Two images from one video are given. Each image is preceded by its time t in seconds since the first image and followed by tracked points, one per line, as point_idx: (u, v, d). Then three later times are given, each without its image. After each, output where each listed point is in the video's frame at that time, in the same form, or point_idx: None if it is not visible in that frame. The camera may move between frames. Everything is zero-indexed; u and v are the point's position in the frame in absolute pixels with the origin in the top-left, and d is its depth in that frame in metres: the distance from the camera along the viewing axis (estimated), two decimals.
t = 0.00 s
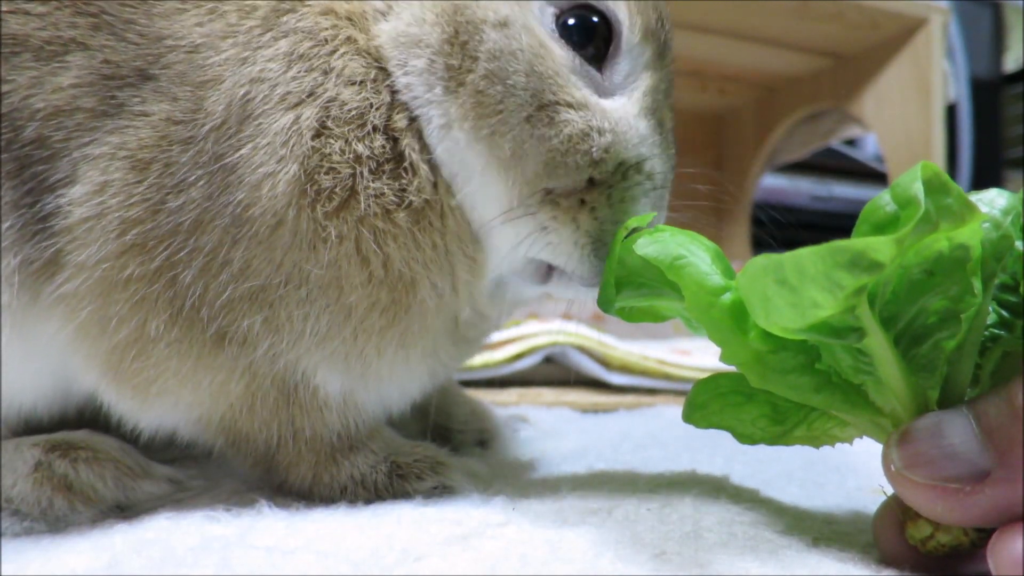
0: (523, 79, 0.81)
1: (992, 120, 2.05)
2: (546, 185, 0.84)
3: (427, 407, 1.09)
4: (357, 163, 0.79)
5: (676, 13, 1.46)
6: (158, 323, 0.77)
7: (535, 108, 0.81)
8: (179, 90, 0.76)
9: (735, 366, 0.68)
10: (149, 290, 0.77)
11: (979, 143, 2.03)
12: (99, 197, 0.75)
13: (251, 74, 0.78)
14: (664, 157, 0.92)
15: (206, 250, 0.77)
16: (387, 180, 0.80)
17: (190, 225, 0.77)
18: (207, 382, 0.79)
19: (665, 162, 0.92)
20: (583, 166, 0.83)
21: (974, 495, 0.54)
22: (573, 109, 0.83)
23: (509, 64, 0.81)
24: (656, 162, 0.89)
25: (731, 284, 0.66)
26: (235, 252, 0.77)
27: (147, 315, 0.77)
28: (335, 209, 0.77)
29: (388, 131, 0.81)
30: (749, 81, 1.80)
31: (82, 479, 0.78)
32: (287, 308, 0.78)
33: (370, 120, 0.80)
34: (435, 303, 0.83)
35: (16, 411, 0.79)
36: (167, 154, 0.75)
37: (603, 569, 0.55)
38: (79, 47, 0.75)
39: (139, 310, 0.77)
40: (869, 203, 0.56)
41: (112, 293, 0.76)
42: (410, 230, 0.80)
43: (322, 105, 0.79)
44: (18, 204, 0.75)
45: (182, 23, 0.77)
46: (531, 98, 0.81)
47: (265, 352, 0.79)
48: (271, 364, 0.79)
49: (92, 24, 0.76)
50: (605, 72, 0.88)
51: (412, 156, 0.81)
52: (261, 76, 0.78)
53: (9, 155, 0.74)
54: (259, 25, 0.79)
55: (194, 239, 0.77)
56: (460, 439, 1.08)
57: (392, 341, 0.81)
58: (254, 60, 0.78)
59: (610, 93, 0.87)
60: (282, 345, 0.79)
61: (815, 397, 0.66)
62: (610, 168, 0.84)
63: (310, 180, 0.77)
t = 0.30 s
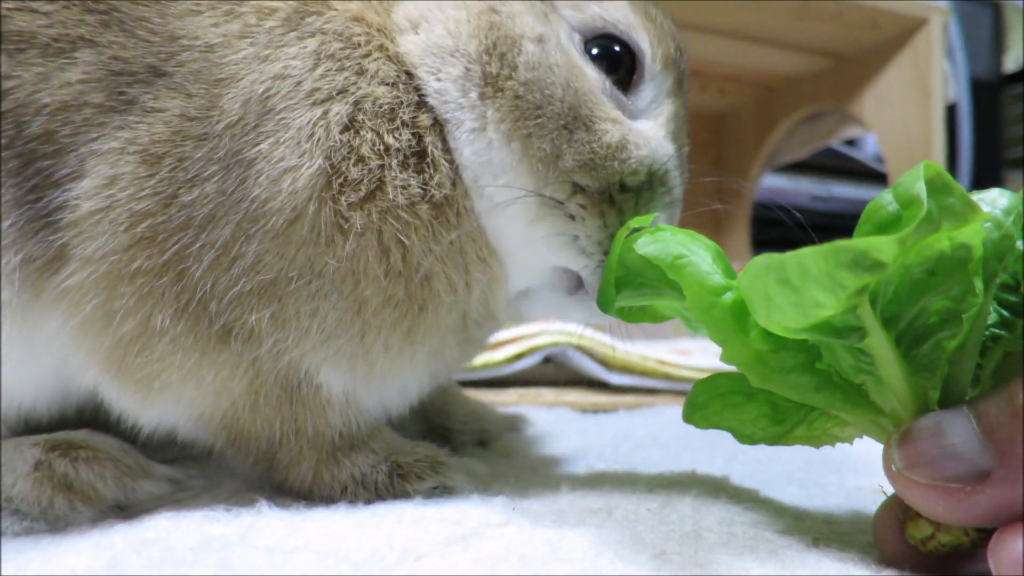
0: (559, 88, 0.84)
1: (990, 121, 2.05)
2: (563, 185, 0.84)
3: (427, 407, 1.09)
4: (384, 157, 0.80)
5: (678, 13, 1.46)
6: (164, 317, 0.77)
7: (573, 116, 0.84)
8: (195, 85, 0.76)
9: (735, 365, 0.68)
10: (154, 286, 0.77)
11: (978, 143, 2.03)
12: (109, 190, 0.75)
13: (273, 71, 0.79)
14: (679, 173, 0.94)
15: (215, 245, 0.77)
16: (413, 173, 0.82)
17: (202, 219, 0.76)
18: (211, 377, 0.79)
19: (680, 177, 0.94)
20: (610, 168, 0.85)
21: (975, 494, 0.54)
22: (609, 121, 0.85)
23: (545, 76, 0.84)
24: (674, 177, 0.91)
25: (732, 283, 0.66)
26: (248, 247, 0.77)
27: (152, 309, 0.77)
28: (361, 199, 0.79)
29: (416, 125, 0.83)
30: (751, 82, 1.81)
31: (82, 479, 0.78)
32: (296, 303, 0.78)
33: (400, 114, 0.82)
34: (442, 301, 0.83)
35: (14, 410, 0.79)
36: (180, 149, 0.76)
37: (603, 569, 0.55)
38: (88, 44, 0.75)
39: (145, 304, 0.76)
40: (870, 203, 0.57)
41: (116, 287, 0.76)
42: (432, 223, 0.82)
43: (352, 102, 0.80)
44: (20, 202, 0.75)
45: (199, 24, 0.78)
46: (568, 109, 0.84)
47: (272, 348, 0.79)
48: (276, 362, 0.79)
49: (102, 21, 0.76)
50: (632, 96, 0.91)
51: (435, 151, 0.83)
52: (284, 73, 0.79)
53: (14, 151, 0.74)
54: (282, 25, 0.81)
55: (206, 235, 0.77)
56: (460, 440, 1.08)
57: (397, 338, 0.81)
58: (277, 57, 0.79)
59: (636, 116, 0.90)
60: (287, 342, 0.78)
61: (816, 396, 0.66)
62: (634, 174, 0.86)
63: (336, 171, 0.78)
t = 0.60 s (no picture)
0: (559, 84, 0.83)
1: (990, 121, 2.05)
2: (571, 176, 0.82)
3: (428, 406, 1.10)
4: (400, 155, 0.81)
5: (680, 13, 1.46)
6: (175, 310, 0.77)
7: (573, 110, 0.83)
8: (211, 81, 0.77)
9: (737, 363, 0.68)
10: (162, 283, 0.77)
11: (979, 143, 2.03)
12: (123, 184, 0.75)
13: (294, 68, 0.80)
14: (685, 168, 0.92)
15: (224, 240, 0.77)
16: (427, 172, 0.82)
17: (219, 211, 0.77)
18: (219, 371, 0.79)
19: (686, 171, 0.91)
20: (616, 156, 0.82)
21: (976, 494, 0.54)
22: (612, 114, 0.84)
23: (545, 74, 0.83)
24: (679, 169, 0.89)
25: (734, 282, 0.66)
26: (262, 240, 0.77)
27: (163, 303, 0.77)
28: (378, 194, 0.79)
29: (429, 126, 0.84)
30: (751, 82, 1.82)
31: (83, 479, 0.78)
32: (308, 298, 0.78)
33: (415, 115, 0.83)
34: (446, 300, 0.83)
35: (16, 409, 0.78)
36: (197, 142, 0.76)
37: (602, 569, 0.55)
38: (100, 42, 0.75)
39: (157, 296, 0.77)
40: (871, 204, 0.56)
41: (125, 282, 0.76)
42: (443, 221, 0.82)
43: (372, 100, 0.81)
44: (24, 199, 0.74)
45: (215, 22, 0.79)
46: (570, 103, 0.83)
47: (283, 342, 0.79)
48: (283, 357, 0.79)
49: (114, 19, 0.77)
50: (636, 93, 0.90)
51: (445, 154, 0.83)
52: (302, 70, 0.80)
53: (17, 150, 0.74)
54: (298, 26, 0.82)
55: (221, 228, 0.77)
56: (460, 440, 1.08)
57: (403, 335, 0.81)
58: (295, 56, 0.80)
59: (643, 111, 0.89)
60: (297, 339, 0.79)
61: (817, 396, 0.66)
62: (639, 160, 0.84)
63: (354, 166, 0.79)
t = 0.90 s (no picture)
0: (519, 59, 0.81)
1: (991, 121, 2.05)
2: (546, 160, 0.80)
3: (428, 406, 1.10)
4: (377, 153, 0.80)
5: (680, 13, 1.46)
6: (172, 312, 0.77)
7: (532, 81, 0.80)
8: (208, 82, 0.77)
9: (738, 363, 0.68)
10: (159, 284, 0.77)
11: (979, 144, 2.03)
12: (123, 185, 0.75)
13: (281, 71, 0.79)
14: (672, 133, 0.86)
15: (226, 239, 0.77)
16: (405, 172, 0.81)
17: (215, 212, 0.77)
18: (218, 371, 0.79)
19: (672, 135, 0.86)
20: (581, 127, 0.79)
21: (978, 493, 0.54)
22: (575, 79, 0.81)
23: (503, 50, 0.81)
24: (661, 133, 0.84)
25: (735, 282, 0.66)
26: (257, 241, 0.77)
27: (161, 305, 0.77)
28: (357, 194, 0.79)
29: (402, 124, 0.83)
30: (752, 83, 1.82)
31: (83, 479, 0.78)
32: (303, 301, 0.78)
33: (389, 112, 0.82)
34: (444, 299, 0.83)
35: (19, 409, 0.77)
36: (195, 143, 0.76)
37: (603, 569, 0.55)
38: (99, 44, 0.75)
39: (155, 297, 0.77)
40: (877, 202, 0.56)
41: (125, 284, 0.76)
42: (420, 221, 0.81)
43: (352, 99, 0.81)
44: (26, 199, 0.74)
45: (212, 25, 0.79)
46: (530, 74, 0.80)
47: (281, 343, 0.79)
48: (280, 357, 0.79)
49: (113, 21, 0.76)
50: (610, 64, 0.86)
51: (419, 150, 0.82)
52: (288, 73, 0.79)
53: (19, 152, 0.73)
54: (290, 27, 0.81)
55: (218, 229, 0.77)
56: (460, 439, 1.08)
57: (399, 336, 0.81)
58: (284, 58, 0.80)
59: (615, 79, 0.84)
60: (294, 340, 0.79)
61: (818, 394, 0.66)
62: (609, 127, 0.80)
63: (332, 169, 0.78)
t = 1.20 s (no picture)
0: (498, 42, 0.79)
1: (991, 121, 2.05)
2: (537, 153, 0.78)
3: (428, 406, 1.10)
4: (357, 153, 0.79)
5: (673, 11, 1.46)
6: (171, 313, 0.78)
7: (513, 65, 0.79)
8: (203, 83, 0.77)
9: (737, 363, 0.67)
10: (159, 285, 0.77)
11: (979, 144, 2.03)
12: (118, 189, 0.75)
13: (267, 74, 0.78)
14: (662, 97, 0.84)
15: (223, 239, 0.77)
16: (389, 172, 0.80)
17: (210, 215, 0.77)
18: (216, 373, 0.79)
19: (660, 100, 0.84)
20: (563, 115, 0.77)
21: (980, 494, 0.53)
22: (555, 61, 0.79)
23: (481, 35, 0.79)
24: (648, 100, 0.82)
25: (739, 279, 0.65)
26: (249, 244, 0.77)
27: (160, 306, 0.77)
28: (341, 198, 0.78)
29: (381, 123, 0.81)
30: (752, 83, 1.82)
31: (82, 479, 0.78)
32: (298, 304, 0.78)
33: (368, 111, 0.80)
34: (432, 301, 0.83)
35: (18, 409, 0.77)
36: (190, 146, 0.76)
37: (603, 569, 0.55)
38: (96, 44, 0.75)
39: (153, 299, 0.77)
40: (892, 200, 0.57)
41: (123, 286, 0.77)
42: (406, 223, 0.80)
43: (331, 100, 0.79)
44: (27, 201, 0.75)
45: (206, 26, 0.78)
46: (508, 58, 0.79)
47: (280, 343, 0.79)
48: (279, 357, 0.79)
49: (110, 22, 0.76)
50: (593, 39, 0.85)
51: (400, 146, 0.81)
52: (274, 76, 0.78)
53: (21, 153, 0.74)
54: (278, 29, 0.80)
55: (210, 231, 0.77)
56: (460, 439, 1.08)
57: (393, 338, 0.81)
58: (269, 61, 0.79)
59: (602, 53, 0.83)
60: (293, 341, 0.79)
61: (819, 391, 0.66)
62: (591, 111, 0.77)
63: (315, 173, 0.77)
